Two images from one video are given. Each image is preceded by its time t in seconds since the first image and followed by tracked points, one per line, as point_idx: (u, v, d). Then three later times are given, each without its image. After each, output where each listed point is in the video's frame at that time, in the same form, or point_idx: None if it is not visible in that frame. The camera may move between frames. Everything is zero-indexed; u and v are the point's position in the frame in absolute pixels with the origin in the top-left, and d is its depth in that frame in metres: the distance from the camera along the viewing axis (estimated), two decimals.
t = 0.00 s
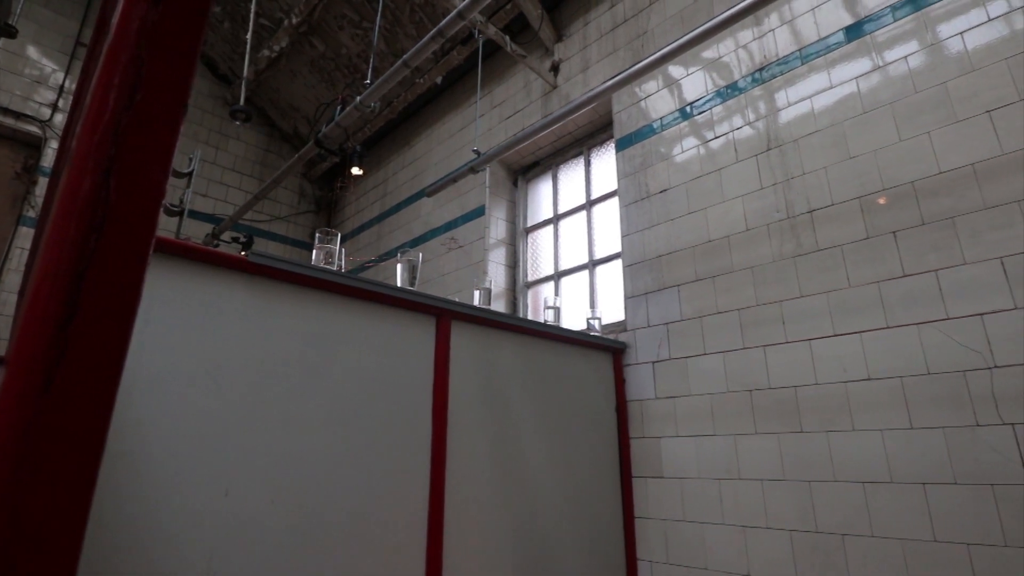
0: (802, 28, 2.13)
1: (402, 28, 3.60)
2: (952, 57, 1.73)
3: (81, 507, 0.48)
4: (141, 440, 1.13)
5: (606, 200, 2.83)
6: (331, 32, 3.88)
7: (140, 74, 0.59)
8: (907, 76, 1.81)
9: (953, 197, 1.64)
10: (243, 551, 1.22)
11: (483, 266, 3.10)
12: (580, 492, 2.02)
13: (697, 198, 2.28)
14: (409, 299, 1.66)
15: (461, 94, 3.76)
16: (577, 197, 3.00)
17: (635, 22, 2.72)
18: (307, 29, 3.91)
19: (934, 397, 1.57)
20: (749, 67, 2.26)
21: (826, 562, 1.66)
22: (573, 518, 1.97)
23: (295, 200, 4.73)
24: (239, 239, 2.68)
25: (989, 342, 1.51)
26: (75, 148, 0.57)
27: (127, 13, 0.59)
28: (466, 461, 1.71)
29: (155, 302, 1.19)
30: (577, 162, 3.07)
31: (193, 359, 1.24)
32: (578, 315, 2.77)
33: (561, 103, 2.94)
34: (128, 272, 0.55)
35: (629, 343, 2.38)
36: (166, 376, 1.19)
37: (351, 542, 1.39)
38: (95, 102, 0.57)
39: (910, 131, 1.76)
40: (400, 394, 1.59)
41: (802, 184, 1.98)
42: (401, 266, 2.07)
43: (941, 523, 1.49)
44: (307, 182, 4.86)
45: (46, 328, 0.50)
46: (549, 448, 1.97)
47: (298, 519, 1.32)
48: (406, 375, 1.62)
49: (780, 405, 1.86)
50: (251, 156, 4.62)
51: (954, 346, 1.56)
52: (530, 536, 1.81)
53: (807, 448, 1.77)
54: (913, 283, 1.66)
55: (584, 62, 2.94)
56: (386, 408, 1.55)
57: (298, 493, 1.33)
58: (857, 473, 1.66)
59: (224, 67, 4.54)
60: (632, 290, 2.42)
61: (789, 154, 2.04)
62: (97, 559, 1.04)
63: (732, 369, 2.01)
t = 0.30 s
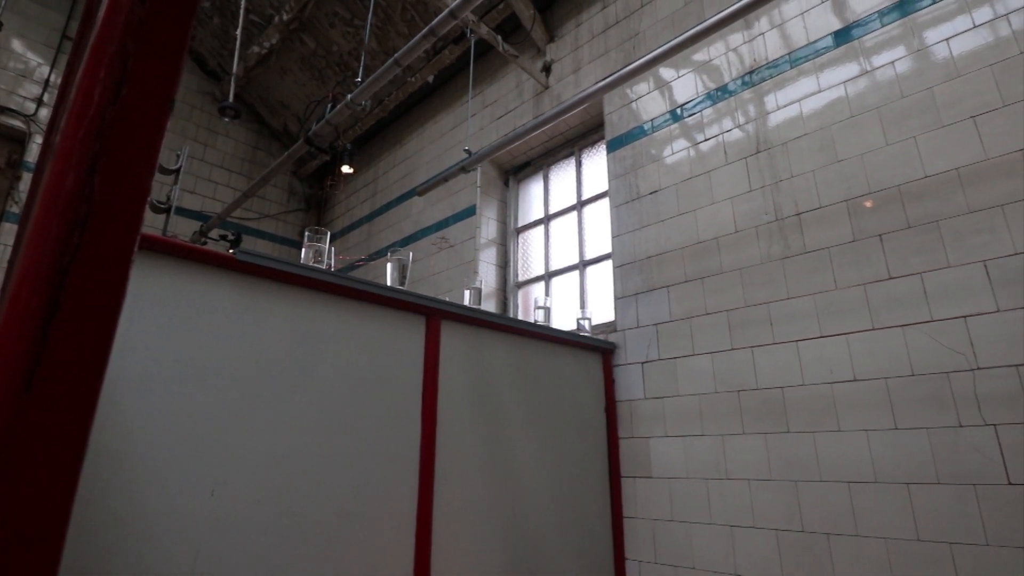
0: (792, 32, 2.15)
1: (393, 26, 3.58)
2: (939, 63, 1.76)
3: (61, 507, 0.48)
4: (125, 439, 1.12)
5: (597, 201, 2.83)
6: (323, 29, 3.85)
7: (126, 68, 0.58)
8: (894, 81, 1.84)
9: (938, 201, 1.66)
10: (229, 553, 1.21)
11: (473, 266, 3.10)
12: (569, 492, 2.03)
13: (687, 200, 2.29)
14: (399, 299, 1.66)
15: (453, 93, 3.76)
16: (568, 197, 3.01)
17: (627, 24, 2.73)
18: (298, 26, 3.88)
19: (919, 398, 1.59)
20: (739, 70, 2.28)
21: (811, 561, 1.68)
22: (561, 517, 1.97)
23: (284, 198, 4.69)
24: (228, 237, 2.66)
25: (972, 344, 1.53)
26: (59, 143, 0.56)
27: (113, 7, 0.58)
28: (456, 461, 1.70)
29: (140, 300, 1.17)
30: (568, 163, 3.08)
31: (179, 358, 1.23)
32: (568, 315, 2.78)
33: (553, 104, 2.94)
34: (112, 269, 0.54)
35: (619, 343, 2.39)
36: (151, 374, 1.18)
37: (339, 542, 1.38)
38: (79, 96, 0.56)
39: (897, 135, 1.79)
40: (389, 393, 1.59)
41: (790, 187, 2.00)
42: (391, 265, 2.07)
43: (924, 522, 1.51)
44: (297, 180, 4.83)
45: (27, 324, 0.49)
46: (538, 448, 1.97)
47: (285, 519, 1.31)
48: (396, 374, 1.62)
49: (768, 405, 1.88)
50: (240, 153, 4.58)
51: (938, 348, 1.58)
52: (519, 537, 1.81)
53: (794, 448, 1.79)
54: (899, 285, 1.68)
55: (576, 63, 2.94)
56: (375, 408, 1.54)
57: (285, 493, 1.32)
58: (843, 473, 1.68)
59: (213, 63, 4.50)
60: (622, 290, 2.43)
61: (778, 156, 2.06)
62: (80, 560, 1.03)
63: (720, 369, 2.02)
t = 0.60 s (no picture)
0: (781, 36, 2.17)
1: (385, 24, 3.57)
2: (924, 69, 1.78)
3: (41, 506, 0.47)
4: (109, 439, 1.10)
5: (587, 201, 2.84)
6: (313, 26, 3.82)
7: (111, 62, 0.57)
8: (880, 86, 1.86)
9: (923, 205, 1.69)
10: (215, 553, 1.20)
11: (464, 266, 3.10)
12: (558, 492, 2.03)
13: (676, 201, 2.30)
14: (388, 298, 1.65)
15: (444, 92, 3.75)
16: (558, 198, 3.01)
17: (618, 26, 2.74)
18: (288, 22, 3.85)
19: (903, 399, 1.61)
20: (728, 73, 2.29)
21: (796, 560, 1.69)
22: (550, 517, 1.98)
23: (273, 196, 4.65)
24: (215, 234, 2.63)
25: (955, 346, 1.55)
26: (41, 137, 0.55)
27: None
28: (444, 461, 1.70)
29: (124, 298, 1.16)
30: (559, 163, 3.08)
31: (164, 357, 1.21)
32: (558, 315, 2.78)
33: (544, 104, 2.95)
34: (94, 265, 0.53)
35: (608, 344, 2.39)
36: (135, 373, 1.17)
37: (326, 542, 1.37)
38: (62, 90, 0.55)
39: (883, 139, 1.81)
40: (378, 394, 1.58)
41: (778, 190, 2.02)
42: (380, 264, 2.06)
43: (907, 521, 1.53)
44: (286, 178, 4.79)
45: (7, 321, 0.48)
46: (527, 448, 1.97)
47: (271, 519, 1.30)
48: (385, 374, 1.61)
49: (755, 405, 1.89)
50: (229, 150, 4.54)
51: (922, 350, 1.60)
52: (508, 537, 1.81)
53: (780, 448, 1.81)
54: (884, 287, 1.70)
55: (567, 64, 2.95)
56: (364, 408, 1.54)
57: (271, 493, 1.31)
58: (828, 472, 1.69)
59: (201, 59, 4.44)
60: (612, 291, 2.44)
61: (766, 159, 2.08)
62: (60, 562, 1.01)
63: (708, 370, 2.04)
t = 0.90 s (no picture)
0: (771, 40, 2.18)
1: (376, 22, 3.55)
2: (911, 73, 1.80)
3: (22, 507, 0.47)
4: (93, 438, 1.09)
5: (578, 202, 2.85)
6: (303, 23, 3.80)
7: (97, 57, 0.56)
8: (868, 90, 1.88)
9: (909, 208, 1.71)
10: (200, 554, 1.19)
11: (454, 265, 3.09)
12: (547, 492, 2.03)
13: (666, 203, 2.31)
14: (378, 297, 1.64)
15: (436, 91, 3.74)
16: (549, 198, 3.01)
17: (610, 27, 2.75)
18: (278, 19, 3.82)
19: (888, 400, 1.63)
20: (719, 75, 2.31)
21: (782, 559, 1.71)
22: (539, 517, 1.98)
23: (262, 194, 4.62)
24: (203, 232, 2.60)
25: (940, 347, 1.58)
26: (24, 131, 0.54)
27: None
28: (434, 461, 1.70)
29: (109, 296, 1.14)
30: (550, 164, 3.09)
31: (150, 356, 1.20)
32: (548, 315, 2.79)
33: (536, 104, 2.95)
34: (78, 264, 0.53)
35: (598, 344, 2.40)
36: (121, 372, 1.15)
37: (314, 543, 1.37)
38: (47, 84, 0.54)
39: (870, 143, 1.83)
40: (367, 393, 1.57)
41: (767, 192, 2.03)
42: (370, 264, 2.05)
43: (891, 521, 1.55)
44: (276, 176, 4.75)
45: None
46: (516, 448, 1.97)
47: (258, 520, 1.29)
48: (374, 374, 1.60)
49: (743, 406, 1.91)
50: (218, 147, 4.50)
51: (908, 352, 1.62)
52: (497, 537, 1.81)
53: (767, 449, 1.82)
54: (870, 289, 1.72)
55: (559, 65, 2.95)
56: (353, 408, 1.53)
57: (258, 493, 1.30)
58: (814, 472, 1.71)
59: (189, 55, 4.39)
60: (602, 291, 2.45)
61: (756, 161, 2.09)
62: (42, 563, 1.00)
63: (697, 370, 2.05)
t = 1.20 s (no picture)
0: (761, 43, 2.20)
1: (368, 20, 3.53)
2: (898, 78, 1.83)
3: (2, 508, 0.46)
4: (75, 438, 1.08)
5: (568, 203, 2.85)
6: (294, 20, 3.77)
7: (81, 52, 0.56)
8: (856, 95, 1.90)
9: (895, 212, 1.73)
10: (184, 555, 1.18)
11: (445, 265, 3.09)
12: (536, 492, 2.04)
13: (656, 204, 2.33)
14: (367, 296, 1.64)
15: (427, 90, 3.73)
16: (540, 198, 3.02)
17: (602, 28, 2.76)
18: (268, 15, 3.78)
19: (872, 401, 1.65)
20: (709, 78, 2.32)
21: (768, 558, 1.73)
22: (528, 517, 1.98)
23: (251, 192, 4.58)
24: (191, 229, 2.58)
25: (924, 349, 1.60)
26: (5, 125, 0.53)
27: None
28: (422, 461, 1.69)
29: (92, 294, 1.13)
30: (541, 164, 3.09)
31: (135, 355, 1.19)
32: (538, 315, 2.79)
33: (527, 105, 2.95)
34: (61, 262, 0.52)
35: (587, 344, 2.41)
36: (104, 371, 1.14)
37: (300, 544, 1.36)
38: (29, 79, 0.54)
39: (857, 146, 1.85)
40: (355, 393, 1.56)
41: (756, 195, 2.05)
42: (360, 263, 2.04)
43: (875, 521, 1.57)
44: (265, 173, 4.72)
45: None
46: (505, 448, 1.98)
47: (244, 521, 1.27)
48: (362, 374, 1.60)
49: (730, 406, 1.92)
50: (206, 144, 4.46)
51: (892, 353, 1.64)
52: (485, 537, 1.81)
53: (754, 449, 1.84)
54: (856, 292, 1.75)
55: (551, 66, 2.96)
56: (341, 407, 1.52)
57: (244, 494, 1.29)
58: (800, 472, 1.73)
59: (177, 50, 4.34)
60: (592, 292, 2.45)
61: (745, 164, 2.11)
62: (21, 565, 0.98)
63: (686, 371, 2.06)
